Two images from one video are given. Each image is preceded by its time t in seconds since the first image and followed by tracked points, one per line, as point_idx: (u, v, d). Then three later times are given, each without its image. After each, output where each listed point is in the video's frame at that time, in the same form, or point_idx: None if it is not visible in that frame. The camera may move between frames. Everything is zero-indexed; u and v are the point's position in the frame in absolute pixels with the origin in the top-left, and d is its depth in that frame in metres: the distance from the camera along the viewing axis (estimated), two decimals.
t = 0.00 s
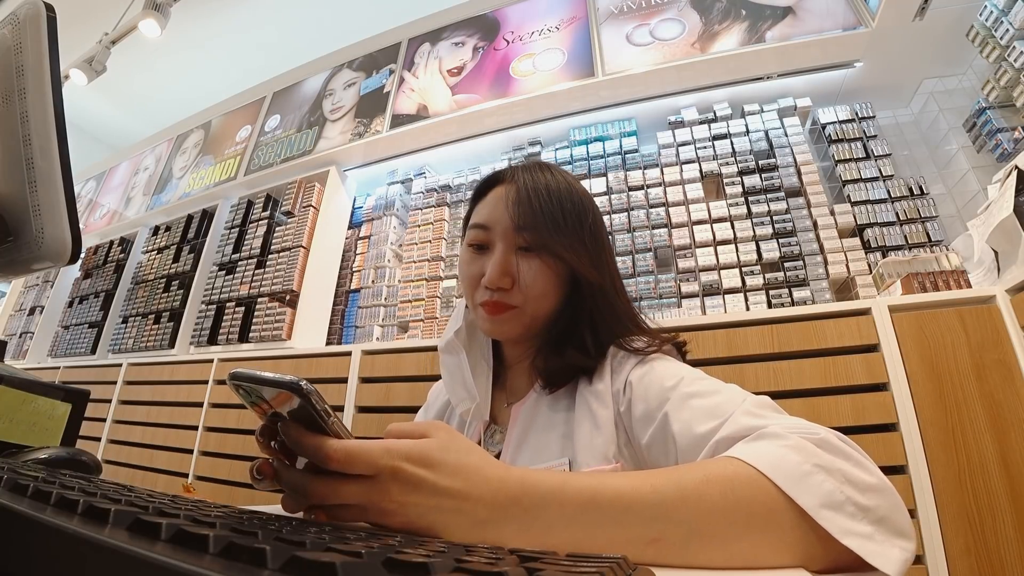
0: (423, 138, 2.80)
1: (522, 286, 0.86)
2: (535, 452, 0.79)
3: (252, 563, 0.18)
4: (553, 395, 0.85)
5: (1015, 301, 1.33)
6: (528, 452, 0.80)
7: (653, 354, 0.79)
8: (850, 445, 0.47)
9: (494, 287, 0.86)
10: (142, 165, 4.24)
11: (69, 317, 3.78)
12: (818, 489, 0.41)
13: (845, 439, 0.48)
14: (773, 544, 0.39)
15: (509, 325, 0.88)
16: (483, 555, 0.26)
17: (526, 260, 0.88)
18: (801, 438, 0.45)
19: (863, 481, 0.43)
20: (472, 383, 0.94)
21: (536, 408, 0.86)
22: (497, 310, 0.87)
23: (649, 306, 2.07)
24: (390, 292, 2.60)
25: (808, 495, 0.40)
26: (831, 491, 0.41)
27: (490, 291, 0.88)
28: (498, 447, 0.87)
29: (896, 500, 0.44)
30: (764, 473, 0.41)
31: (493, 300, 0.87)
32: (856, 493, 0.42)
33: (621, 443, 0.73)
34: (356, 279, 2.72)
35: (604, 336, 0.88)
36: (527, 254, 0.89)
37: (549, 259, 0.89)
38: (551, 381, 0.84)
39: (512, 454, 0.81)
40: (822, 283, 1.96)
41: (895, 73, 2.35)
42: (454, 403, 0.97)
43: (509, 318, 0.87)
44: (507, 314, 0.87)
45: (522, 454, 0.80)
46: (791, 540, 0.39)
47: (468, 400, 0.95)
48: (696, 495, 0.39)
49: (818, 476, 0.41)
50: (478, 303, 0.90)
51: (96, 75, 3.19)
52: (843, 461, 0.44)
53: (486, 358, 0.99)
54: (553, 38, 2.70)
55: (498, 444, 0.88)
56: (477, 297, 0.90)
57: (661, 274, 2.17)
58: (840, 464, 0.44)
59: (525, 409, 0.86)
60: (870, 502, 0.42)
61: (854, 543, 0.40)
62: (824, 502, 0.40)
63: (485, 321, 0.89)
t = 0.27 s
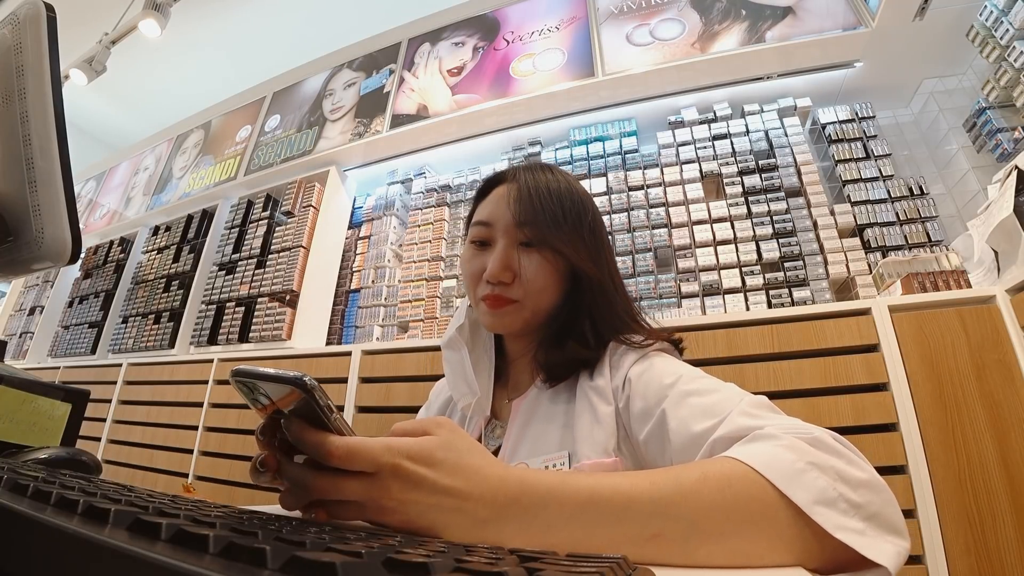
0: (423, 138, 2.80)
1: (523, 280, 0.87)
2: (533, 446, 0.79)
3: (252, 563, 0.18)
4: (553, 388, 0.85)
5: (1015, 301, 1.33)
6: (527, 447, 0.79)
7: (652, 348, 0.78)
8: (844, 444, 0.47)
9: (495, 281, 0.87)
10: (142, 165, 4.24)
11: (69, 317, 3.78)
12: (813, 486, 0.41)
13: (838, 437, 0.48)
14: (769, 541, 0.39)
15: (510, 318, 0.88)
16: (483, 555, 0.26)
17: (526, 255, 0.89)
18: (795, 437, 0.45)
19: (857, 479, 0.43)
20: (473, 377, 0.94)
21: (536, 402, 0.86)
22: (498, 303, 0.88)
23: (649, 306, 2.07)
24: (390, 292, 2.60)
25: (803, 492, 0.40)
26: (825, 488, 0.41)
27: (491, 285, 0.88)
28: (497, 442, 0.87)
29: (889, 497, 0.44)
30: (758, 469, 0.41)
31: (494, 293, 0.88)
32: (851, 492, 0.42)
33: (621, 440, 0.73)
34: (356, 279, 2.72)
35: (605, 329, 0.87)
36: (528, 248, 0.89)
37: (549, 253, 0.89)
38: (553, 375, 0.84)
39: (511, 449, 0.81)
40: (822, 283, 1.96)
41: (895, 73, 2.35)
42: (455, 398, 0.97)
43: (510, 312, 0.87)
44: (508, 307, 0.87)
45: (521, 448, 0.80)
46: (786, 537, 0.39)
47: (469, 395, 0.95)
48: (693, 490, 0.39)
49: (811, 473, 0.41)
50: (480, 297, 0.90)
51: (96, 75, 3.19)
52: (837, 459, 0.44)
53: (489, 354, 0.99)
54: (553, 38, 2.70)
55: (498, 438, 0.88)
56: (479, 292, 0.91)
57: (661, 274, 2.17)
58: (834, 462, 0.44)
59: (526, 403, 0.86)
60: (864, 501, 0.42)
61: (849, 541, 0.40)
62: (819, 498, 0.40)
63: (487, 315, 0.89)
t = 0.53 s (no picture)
0: (423, 138, 2.80)
1: (512, 271, 0.87)
2: (522, 430, 0.79)
3: (252, 562, 0.18)
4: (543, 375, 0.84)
5: (1015, 301, 1.33)
6: (516, 431, 0.80)
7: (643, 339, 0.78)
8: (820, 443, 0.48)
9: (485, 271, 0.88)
10: (142, 165, 4.24)
11: (69, 317, 3.78)
12: (790, 477, 0.42)
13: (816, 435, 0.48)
14: (749, 528, 0.40)
15: (499, 308, 0.88)
16: (483, 555, 0.26)
17: (515, 246, 0.89)
18: (773, 435, 0.46)
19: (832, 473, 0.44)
20: (467, 367, 0.96)
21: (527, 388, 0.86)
22: (488, 294, 0.88)
23: (649, 306, 2.07)
24: (390, 292, 2.60)
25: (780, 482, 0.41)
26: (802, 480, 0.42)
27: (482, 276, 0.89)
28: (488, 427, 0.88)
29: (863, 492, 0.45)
30: (740, 460, 0.42)
31: (484, 284, 0.88)
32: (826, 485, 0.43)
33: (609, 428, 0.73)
34: (356, 279, 2.72)
35: (595, 319, 0.87)
36: (517, 239, 0.90)
37: (539, 245, 0.90)
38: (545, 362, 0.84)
39: (500, 432, 0.81)
40: (822, 283, 1.96)
41: (895, 73, 2.35)
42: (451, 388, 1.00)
43: (500, 301, 0.88)
44: (498, 297, 0.88)
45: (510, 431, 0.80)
46: (765, 525, 0.40)
47: (462, 382, 0.97)
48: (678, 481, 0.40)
49: (788, 465, 0.42)
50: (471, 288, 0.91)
51: (96, 75, 3.19)
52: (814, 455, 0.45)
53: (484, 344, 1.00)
54: (553, 38, 2.70)
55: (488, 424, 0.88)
56: (470, 283, 0.91)
57: (661, 274, 2.17)
58: (811, 457, 0.45)
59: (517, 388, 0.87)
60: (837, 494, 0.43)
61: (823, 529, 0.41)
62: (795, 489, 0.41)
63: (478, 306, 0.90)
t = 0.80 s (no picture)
0: (423, 138, 2.80)
1: (473, 247, 0.89)
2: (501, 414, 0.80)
3: (253, 563, 0.18)
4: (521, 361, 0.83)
5: (1015, 301, 1.33)
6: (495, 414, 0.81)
7: (621, 316, 0.75)
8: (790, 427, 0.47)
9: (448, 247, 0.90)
10: (142, 165, 4.24)
11: (69, 317, 3.78)
12: (751, 457, 0.42)
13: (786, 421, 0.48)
14: (701, 500, 0.40)
15: (459, 283, 0.89)
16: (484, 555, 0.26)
17: (477, 223, 0.92)
18: (741, 413, 0.46)
19: (795, 458, 0.44)
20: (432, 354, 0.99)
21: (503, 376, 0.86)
22: (448, 268, 0.90)
23: (649, 306, 2.07)
24: (390, 292, 2.59)
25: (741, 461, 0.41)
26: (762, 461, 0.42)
27: (444, 252, 0.91)
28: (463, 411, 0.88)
29: (824, 484, 0.45)
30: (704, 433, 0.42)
31: (446, 259, 0.90)
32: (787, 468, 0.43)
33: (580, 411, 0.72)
34: (356, 279, 2.72)
35: (554, 292, 0.87)
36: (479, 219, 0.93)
37: (500, 223, 0.92)
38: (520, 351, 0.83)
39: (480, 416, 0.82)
40: (822, 283, 1.96)
41: (895, 73, 2.35)
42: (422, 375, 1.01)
43: (460, 275, 0.88)
44: (458, 271, 0.89)
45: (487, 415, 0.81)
46: (718, 501, 0.41)
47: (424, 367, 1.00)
48: (639, 443, 0.40)
49: (752, 448, 0.42)
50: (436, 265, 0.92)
51: (96, 75, 3.19)
52: (779, 438, 0.45)
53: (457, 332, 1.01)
54: (553, 38, 2.70)
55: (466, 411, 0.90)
56: (434, 262, 0.93)
57: (661, 274, 2.17)
58: (776, 440, 0.44)
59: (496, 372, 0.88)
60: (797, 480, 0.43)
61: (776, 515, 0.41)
62: (756, 470, 0.41)
63: (440, 281, 0.91)
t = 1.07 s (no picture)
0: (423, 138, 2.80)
1: (419, 222, 0.93)
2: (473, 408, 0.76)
3: (252, 563, 0.18)
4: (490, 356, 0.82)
5: (1015, 301, 1.34)
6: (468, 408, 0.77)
7: (595, 306, 0.76)
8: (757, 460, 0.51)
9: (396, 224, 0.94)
10: (142, 165, 4.24)
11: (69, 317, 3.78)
12: (713, 486, 0.45)
13: (756, 453, 0.52)
14: (664, 517, 0.44)
15: (403, 256, 0.92)
16: (484, 555, 0.26)
17: (425, 201, 0.95)
18: (712, 442, 0.49)
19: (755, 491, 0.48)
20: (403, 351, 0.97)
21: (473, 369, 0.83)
22: (395, 244, 0.93)
23: (649, 306, 2.07)
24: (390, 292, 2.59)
25: (704, 490, 0.45)
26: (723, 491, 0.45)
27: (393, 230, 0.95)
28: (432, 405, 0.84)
29: (782, 518, 0.49)
30: (671, 458, 0.46)
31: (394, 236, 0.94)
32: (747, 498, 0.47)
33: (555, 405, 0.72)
34: (356, 279, 2.71)
35: (498, 269, 0.89)
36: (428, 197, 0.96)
37: (447, 202, 0.95)
38: (485, 342, 0.83)
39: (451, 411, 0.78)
40: (822, 283, 1.96)
41: (895, 73, 2.35)
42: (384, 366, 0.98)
43: (405, 251, 0.92)
44: (403, 246, 0.92)
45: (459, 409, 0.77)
46: (681, 522, 0.44)
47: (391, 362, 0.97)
48: (613, 462, 0.45)
49: (716, 478, 0.46)
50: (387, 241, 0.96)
51: (96, 75, 3.18)
52: (744, 472, 0.48)
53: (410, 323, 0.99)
54: (553, 38, 2.70)
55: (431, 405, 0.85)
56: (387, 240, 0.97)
57: (661, 274, 2.17)
58: (740, 474, 0.48)
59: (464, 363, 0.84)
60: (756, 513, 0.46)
61: (730, 542, 0.44)
62: (716, 499, 0.45)
63: (388, 257, 0.94)
